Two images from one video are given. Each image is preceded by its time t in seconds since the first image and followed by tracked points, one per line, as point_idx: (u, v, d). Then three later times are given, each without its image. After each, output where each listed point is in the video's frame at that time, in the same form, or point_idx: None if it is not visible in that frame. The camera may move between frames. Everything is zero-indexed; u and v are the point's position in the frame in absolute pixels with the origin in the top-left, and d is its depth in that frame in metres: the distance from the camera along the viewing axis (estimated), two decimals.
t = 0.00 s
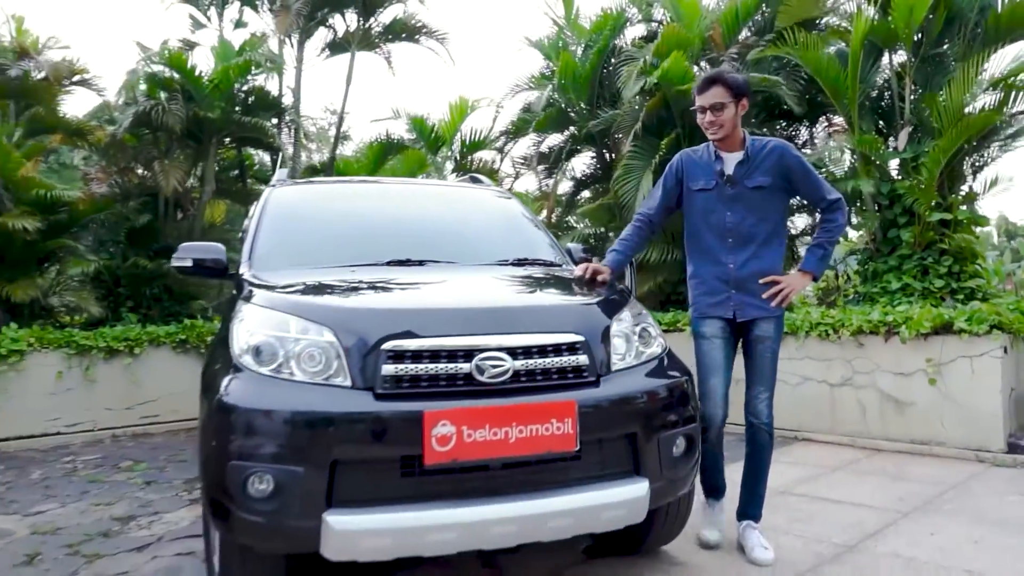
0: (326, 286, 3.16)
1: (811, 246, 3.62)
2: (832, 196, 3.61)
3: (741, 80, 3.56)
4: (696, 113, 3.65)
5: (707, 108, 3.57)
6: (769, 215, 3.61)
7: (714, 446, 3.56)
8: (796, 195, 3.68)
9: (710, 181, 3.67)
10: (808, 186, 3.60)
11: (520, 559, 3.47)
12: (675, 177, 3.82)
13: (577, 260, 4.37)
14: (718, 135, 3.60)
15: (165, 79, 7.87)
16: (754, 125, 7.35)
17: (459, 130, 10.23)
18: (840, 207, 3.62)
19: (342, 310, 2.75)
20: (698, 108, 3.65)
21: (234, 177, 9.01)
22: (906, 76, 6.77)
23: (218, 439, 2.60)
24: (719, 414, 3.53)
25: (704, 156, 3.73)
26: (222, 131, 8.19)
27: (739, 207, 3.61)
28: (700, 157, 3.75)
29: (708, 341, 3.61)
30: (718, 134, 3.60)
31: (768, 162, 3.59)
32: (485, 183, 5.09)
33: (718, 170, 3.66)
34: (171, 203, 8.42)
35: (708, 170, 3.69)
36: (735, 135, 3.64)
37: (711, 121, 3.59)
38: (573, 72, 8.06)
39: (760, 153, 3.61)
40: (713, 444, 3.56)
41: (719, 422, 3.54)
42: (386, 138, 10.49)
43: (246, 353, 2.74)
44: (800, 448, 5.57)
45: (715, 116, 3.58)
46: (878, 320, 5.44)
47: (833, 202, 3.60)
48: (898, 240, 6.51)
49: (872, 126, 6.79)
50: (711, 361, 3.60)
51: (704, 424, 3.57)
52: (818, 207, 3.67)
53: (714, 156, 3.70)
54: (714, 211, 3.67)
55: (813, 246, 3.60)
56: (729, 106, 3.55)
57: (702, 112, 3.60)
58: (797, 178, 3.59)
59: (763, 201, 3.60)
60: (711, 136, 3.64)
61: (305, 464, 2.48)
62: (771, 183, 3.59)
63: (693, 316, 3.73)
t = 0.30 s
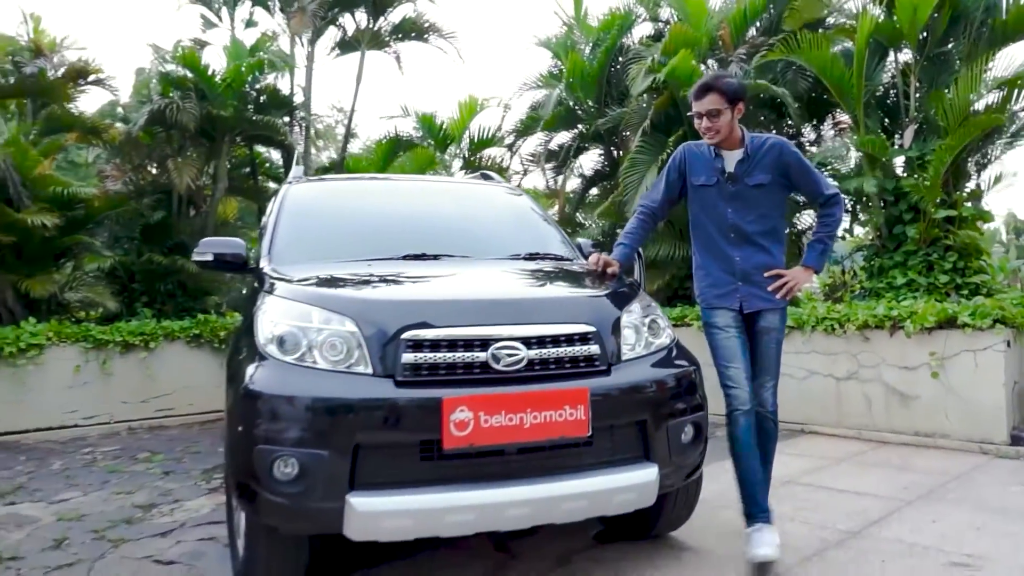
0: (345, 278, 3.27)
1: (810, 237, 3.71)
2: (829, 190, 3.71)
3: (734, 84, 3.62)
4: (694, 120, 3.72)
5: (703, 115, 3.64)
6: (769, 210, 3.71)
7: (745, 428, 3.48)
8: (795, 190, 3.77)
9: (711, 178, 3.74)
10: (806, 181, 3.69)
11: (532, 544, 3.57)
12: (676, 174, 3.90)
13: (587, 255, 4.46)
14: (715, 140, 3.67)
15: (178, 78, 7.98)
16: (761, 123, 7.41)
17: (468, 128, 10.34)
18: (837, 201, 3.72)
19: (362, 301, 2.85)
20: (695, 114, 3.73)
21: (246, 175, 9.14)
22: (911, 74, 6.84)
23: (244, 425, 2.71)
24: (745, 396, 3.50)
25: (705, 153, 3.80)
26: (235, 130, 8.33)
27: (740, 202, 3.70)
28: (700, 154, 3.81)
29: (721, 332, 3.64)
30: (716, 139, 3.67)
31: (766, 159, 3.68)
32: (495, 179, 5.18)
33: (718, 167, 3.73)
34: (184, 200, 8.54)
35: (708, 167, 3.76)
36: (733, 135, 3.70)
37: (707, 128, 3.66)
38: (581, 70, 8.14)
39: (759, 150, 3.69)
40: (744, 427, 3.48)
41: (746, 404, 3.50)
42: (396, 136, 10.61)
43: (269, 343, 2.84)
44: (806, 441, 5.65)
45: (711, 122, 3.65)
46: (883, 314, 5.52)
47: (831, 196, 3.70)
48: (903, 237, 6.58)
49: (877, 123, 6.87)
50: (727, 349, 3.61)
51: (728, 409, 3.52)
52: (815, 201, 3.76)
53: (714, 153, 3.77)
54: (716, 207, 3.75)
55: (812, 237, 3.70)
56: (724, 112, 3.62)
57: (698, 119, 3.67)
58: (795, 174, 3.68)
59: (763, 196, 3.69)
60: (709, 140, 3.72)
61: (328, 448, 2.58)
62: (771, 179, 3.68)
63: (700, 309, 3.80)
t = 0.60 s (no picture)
0: (362, 272, 3.34)
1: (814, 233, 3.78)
2: (833, 187, 3.77)
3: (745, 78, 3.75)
4: (708, 108, 3.75)
5: (720, 100, 3.69)
6: (774, 206, 3.77)
7: (769, 425, 3.55)
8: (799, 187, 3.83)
9: (717, 174, 3.80)
10: (810, 178, 3.75)
11: (544, 533, 3.65)
12: (683, 170, 3.97)
13: (597, 249, 4.53)
14: (730, 127, 3.71)
15: (190, 76, 8.06)
16: (767, 121, 7.46)
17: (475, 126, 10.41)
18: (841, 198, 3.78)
19: (381, 294, 2.92)
20: (708, 103, 3.77)
21: (255, 173, 9.23)
22: (917, 72, 6.88)
23: (267, 414, 2.79)
24: (765, 393, 3.56)
25: (711, 149, 3.86)
26: (247, 128, 8.45)
27: (746, 198, 3.76)
28: (706, 150, 3.87)
29: (733, 329, 3.71)
30: (731, 127, 3.71)
31: (771, 156, 3.73)
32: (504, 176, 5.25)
33: (724, 163, 3.79)
34: (195, 198, 8.63)
35: (715, 163, 3.82)
36: (743, 128, 3.77)
37: (724, 114, 3.70)
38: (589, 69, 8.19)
39: (765, 146, 3.75)
40: (768, 424, 3.56)
41: (767, 401, 3.56)
42: (403, 134, 10.69)
43: (290, 335, 2.92)
44: (812, 435, 5.71)
45: (727, 108, 3.69)
46: (888, 310, 5.57)
47: (834, 193, 3.76)
48: (908, 233, 6.63)
49: (883, 120, 6.93)
50: (740, 346, 3.68)
51: (750, 408, 3.59)
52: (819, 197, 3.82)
53: (721, 148, 3.83)
54: (722, 203, 3.81)
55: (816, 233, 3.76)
56: (739, 100, 3.69)
57: (713, 106, 3.71)
58: (800, 171, 3.74)
59: (768, 193, 3.75)
60: (722, 128, 3.74)
61: (349, 435, 2.66)
62: (776, 176, 3.74)
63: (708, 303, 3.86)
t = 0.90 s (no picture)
0: (377, 266, 3.40)
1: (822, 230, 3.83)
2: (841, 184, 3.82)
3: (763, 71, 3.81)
4: (725, 94, 3.77)
5: (739, 86, 3.72)
6: (782, 202, 3.82)
7: (775, 419, 3.60)
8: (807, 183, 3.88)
9: (726, 171, 3.85)
10: (818, 174, 3.80)
11: (555, 524, 3.70)
12: (692, 166, 4.02)
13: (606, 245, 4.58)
14: (746, 114, 3.74)
15: (199, 75, 8.11)
16: (771, 119, 7.51)
17: (480, 125, 10.46)
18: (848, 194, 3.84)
19: (397, 287, 2.98)
20: (725, 90, 3.79)
21: (262, 171, 9.30)
22: (922, 71, 6.93)
23: (286, 405, 2.84)
24: (770, 387, 3.61)
25: (720, 146, 3.91)
26: (256, 125, 8.53)
27: (754, 194, 3.81)
28: (716, 146, 3.92)
29: (740, 325, 3.76)
30: (747, 114, 3.74)
31: (780, 152, 3.78)
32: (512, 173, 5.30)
33: (733, 159, 3.83)
34: (203, 196, 8.70)
35: (724, 159, 3.86)
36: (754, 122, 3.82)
37: (741, 100, 3.73)
38: (595, 67, 8.24)
39: (774, 143, 3.79)
40: (773, 418, 3.60)
41: (772, 395, 3.61)
42: (409, 132, 10.74)
43: (309, 328, 2.97)
44: (817, 430, 5.76)
45: (745, 96, 3.73)
46: (893, 307, 5.62)
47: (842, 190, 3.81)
48: (913, 231, 6.67)
49: (889, 117, 6.98)
50: (747, 341, 3.73)
51: (755, 401, 3.64)
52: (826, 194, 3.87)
53: (730, 145, 3.87)
54: (730, 199, 3.85)
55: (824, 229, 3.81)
56: (757, 89, 3.74)
57: (732, 92, 3.73)
58: (808, 167, 3.79)
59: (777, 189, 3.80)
60: (738, 115, 3.75)
61: (367, 426, 2.71)
62: (784, 172, 3.79)
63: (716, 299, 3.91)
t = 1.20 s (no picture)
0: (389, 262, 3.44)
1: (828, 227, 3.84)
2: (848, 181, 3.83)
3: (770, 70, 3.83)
4: (733, 94, 3.81)
5: (746, 86, 3.76)
6: (789, 200, 3.84)
7: (780, 414, 3.64)
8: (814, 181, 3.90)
9: (733, 168, 3.89)
10: (825, 172, 3.81)
11: (564, 517, 3.74)
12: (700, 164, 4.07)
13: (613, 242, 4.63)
14: (754, 114, 3.78)
15: (206, 74, 8.13)
16: (775, 117, 7.54)
17: (485, 123, 10.49)
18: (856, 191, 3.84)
19: (411, 282, 3.02)
20: (732, 89, 3.83)
21: (268, 169, 9.36)
22: (926, 69, 6.96)
23: (301, 398, 2.88)
24: (774, 382, 3.65)
25: (728, 144, 3.95)
26: (263, 123, 8.58)
27: (761, 191, 3.84)
28: (723, 145, 3.97)
29: (744, 320, 3.81)
30: (754, 114, 3.78)
31: (787, 149, 3.81)
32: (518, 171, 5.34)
33: (740, 157, 3.88)
34: (209, 194, 8.74)
35: (731, 157, 3.91)
36: (761, 121, 3.85)
37: (749, 100, 3.77)
38: (600, 65, 8.27)
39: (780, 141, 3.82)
40: (776, 413, 3.64)
41: (775, 390, 3.65)
42: (413, 130, 10.77)
43: (324, 323, 3.01)
44: (821, 427, 5.80)
45: (752, 96, 3.77)
46: (897, 303, 5.66)
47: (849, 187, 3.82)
48: (917, 229, 6.70)
49: (894, 115, 7.01)
50: (751, 336, 3.77)
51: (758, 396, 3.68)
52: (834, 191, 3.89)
53: (736, 143, 3.91)
54: (737, 196, 3.89)
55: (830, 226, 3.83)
56: (764, 89, 3.78)
57: (739, 92, 3.78)
58: (815, 165, 3.82)
59: (783, 186, 3.83)
60: (746, 115, 3.80)
61: (383, 419, 2.75)
62: (791, 169, 3.81)
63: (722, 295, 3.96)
